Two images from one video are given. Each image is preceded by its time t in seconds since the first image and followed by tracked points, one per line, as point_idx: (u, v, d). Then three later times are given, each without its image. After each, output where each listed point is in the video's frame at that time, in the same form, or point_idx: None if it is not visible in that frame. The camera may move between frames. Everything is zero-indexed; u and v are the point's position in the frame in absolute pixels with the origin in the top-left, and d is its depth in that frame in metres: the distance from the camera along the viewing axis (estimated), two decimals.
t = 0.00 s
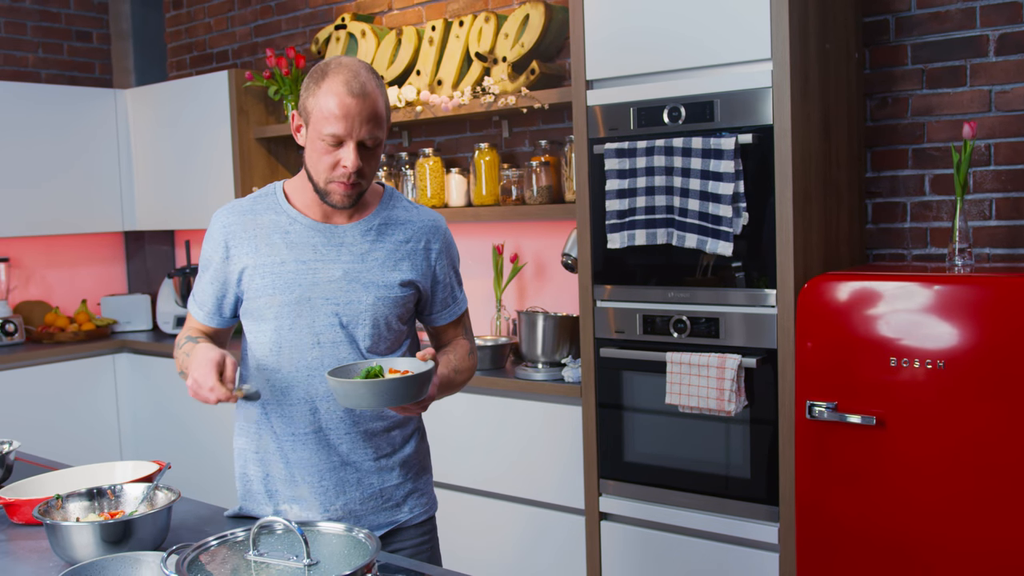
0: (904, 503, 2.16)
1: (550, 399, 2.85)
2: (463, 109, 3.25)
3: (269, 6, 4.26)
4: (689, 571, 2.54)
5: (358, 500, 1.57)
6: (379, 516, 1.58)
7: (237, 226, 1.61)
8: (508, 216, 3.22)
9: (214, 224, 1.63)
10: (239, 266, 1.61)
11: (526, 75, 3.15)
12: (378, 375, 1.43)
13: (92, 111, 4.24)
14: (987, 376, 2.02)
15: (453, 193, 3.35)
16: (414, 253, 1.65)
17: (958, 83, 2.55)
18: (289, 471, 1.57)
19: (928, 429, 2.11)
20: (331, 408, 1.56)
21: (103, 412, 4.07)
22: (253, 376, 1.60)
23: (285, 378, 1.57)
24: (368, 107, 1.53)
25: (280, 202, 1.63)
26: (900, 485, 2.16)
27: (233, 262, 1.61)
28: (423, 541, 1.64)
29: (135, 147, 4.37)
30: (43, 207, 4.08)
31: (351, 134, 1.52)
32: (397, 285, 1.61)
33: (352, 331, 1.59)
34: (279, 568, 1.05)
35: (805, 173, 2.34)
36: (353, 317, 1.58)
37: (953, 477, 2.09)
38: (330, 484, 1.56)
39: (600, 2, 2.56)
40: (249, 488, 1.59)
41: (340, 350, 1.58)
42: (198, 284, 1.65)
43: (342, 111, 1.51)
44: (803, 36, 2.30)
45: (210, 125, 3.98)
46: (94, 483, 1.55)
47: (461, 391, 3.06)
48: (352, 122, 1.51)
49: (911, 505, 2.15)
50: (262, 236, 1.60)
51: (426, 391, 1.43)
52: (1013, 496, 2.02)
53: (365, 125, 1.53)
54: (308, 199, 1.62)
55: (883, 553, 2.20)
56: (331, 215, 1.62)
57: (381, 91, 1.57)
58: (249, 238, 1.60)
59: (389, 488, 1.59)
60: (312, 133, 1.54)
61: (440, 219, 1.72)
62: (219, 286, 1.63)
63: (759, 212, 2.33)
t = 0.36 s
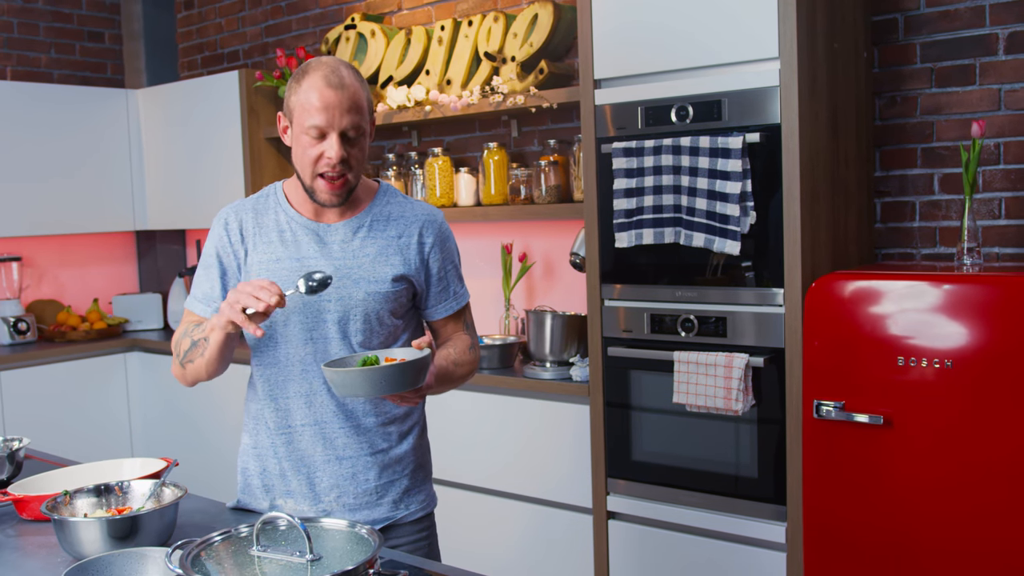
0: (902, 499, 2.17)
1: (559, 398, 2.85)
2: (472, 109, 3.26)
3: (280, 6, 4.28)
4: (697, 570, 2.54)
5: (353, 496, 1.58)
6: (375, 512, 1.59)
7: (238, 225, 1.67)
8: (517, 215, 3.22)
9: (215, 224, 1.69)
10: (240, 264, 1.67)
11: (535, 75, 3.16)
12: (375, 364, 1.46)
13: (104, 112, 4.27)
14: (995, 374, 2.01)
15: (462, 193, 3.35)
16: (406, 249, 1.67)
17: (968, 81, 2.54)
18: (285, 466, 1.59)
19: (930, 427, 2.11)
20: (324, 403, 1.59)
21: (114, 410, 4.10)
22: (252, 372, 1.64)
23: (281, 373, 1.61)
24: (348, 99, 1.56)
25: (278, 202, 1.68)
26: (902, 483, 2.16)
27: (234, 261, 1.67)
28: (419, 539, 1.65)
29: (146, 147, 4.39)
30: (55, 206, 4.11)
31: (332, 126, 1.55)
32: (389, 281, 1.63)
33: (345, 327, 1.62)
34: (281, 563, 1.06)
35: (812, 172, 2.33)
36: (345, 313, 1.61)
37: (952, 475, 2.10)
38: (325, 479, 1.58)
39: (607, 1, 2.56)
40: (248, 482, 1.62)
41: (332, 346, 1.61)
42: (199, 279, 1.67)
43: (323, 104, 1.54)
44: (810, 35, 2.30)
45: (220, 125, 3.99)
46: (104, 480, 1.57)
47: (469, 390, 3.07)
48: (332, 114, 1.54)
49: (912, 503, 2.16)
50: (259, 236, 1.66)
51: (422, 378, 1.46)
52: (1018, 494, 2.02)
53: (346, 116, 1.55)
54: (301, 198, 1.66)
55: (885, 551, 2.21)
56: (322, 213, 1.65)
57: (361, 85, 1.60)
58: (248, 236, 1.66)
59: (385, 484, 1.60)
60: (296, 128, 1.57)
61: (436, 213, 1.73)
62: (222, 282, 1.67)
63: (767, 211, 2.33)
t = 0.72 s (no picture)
0: (907, 500, 2.17)
1: (566, 398, 2.85)
2: (480, 109, 3.26)
3: (289, 7, 4.30)
4: (703, 570, 2.54)
5: (355, 495, 1.59)
6: (377, 511, 1.60)
7: (238, 229, 1.69)
8: (525, 215, 3.22)
9: (218, 227, 1.71)
10: (241, 268, 1.69)
11: (543, 75, 3.16)
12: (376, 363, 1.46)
13: (114, 112, 4.30)
14: (1002, 375, 2.01)
15: (471, 193, 3.36)
16: (407, 252, 1.68)
17: (976, 81, 2.53)
18: (288, 466, 1.60)
19: (936, 428, 2.11)
20: (328, 403, 1.60)
21: (125, 409, 4.13)
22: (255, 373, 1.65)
23: (283, 374, 1.62)
24: (346, 85, 1.60)
25: (279, 204, 1.69)
26: (908, 483, 2.16)
27: (235, 265, 1.69)
28: (421, 536, 1.65)
29: (157, 147, 4.42)
30: (66, 206, 4.14)
31: (330, 109, 1.58)
32: (390, 283, 1.65)
33: (348, 329, 1.63)
34: (285, 560, 1.07)
35: (819, 173, 2.33)
36: (348, 315, 1.63)
37: (958, 475, 2.09)
38: (327, 479, 1.59)
39: (613, 2, 2.57)
40: (251, 482, 1.63)
41: (335, 347, 1.62)
42: (204, 284, 1.71)
43: (321, 89, 1.58)
44: (817, 35, 2.30)
45: (230, 126, 4.01)
46: (112, 478, 1.58)
47: (476, 390, 3.07)
48: (330, 99, 1.58)
49: (917, 503, 2.15)
50: (261, 238, 1.67)
51: (422, 377, 1.45)
52: None
53: (343, 101, 1.59)
54: (301, 196, 1.68)
55: (891, 552, 2.21)
56: (323, 213, 1.66)
57: (360, 78, 1.65)
58: (249, 240, 1.68)
59: (387, 483, 1.62)
60: (296, 116, 1.61)
61: (436, 215, 1.75)
62: (222, 287, 1.70)
63: (774, 210, 2.33)
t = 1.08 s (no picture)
0: (912, 497, 2.17)
1: (573, 397, 2.85)
2: (487, 109, 3.27)
3: (298, 8, 4.31)
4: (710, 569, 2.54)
5: (359, 489, 1.60)
6: (380, 505, 1.61)
7: (242, 229, 1.70)
8: (532, 215, 3.23)
9: (223, 226, 1.72)
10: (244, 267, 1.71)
11: (551, 75, 3.16)
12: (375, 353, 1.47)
13: (124, 113, 4.32)
14: (1008, 375, 2.01)
15: (478, 193, 3.37)
16: (409, 250, 1.69)
17: (983, 80, 2.52)
18: (293, 461, 1.62)
19: (941, 426, 2.11)
20: (330, 400, 1.61)
21: (134, 408, 4.15)
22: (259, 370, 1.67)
23: (287, 371, 1.63)
24: (352, 110, 1.58)
25: (282, 204, 1.70)
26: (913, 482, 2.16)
27: (239, 264, 1.70)
28: (424, 531, 1.66)
29: (166, 147, 4.44)
30: (77, 206, 4.17)
31: (337, 137, 1.57)
32: (392, 281, 1.66)
33: (350, 327, 1.64)
34: (289, 555, 1.08)
35: (826, 173, 2.33)
36: (350, 313, 1.64)
37: (963, 474, 2.09)
38: (331, 474, 1.60)
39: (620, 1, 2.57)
40: (257, 477, 1.65)
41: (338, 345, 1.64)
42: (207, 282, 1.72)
43: (327, 117, 1.56)
44: (823, 34, 2.29)
45: (239, 126, 4.03)
46: (120, 475, 1.59)
47: (484, 389, 3.08)
48: (336, 126, 1.57)
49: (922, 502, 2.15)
50: (265, 238, 1.68)
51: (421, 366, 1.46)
52: None
53: (350, 127, 1.58)
54: (305, 199, 1.69)
55: (897, 550, 2.20)
56: (326, 214, 1.68)
57: (364, 95, 1.62)
58: (253, 239, 1.69)
59: (390, 478, 1.62)
60: (301, 138, 1.60)
61: (437, 213, 1.76)
62: (226, 285, 1.71)
63: (781, 210, 2.33)
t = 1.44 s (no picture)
0: (916, 496, 2.17)
1: (579, 397, 2.85)
2: (493, 109, 3.27)
3: (305, 8, 4.33)
4: (715, 568, 2.54)
5: (362, 487, 1.61)
6: (382, 502, 1.62)
7: (250, 227, 1.71)
8: (538, 215, 3.23)
9: (228, 224, 1.73)
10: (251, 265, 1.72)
11: (556, 75, 3.16)
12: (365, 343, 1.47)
13: (132, 113, 4.34)
14: (1014, 375, 2.00)
15: (484, 192, 3.37)
16: (413, 250, 1.70)
17: (990, 80, 2.51)
18: (296, 458, 1.63)
19: (947, 426, 2.10)
20: (333, 398, 1.61)
21: (142, 406, 4.17)
22: (262, 368, 1.68)
23: (292, 369, 1.64)
24: (361, 115, 1.58)
25: (289, 204, 1.71)
26: (917, 481, 2.16)
27: (245, 261, 1.71)
28: (426, 527, 1.66)
29: (174, 148, 4.45)
30: (85, 206, 4.19)
31: (344, 142, 1.57)
32: (396, 281, 1.67)
33: (355, 326, 1.65)
34: (289, 552, 1.09)
35: (831, 172, 2.33)
36: (354, 313, 1.65)
37: (968, 474, 2.09)
38: (334, 471, 1.61)
39: (624, 2, 2.57)
40: (260, 473, 1.66)
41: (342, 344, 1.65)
42: (208, 275, 1.71)
43: (336, 122, 1.56)
44: (828, 34, 2.29)
45: (246, 126, 4.04)
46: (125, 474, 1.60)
47: (489, 389, 3.08)
48: (344, 131, 1.57)
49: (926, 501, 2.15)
50: (271, 237, 1.69)
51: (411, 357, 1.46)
52: None
53: (358, 133, 1.58)
54: (310, 201, 1.70)
55: (901, 550, 2.20)
56: (331, 215, 1.68)
57: (373, 102, 1.63)
58: (259, 238, 1.70)
59: (392, 475, 1.63)
60: (309, 141, 1.60)
61: (440, 213, 1.76)
62: (232, 281, 1.71)
63: (786, 209, 2.33)
